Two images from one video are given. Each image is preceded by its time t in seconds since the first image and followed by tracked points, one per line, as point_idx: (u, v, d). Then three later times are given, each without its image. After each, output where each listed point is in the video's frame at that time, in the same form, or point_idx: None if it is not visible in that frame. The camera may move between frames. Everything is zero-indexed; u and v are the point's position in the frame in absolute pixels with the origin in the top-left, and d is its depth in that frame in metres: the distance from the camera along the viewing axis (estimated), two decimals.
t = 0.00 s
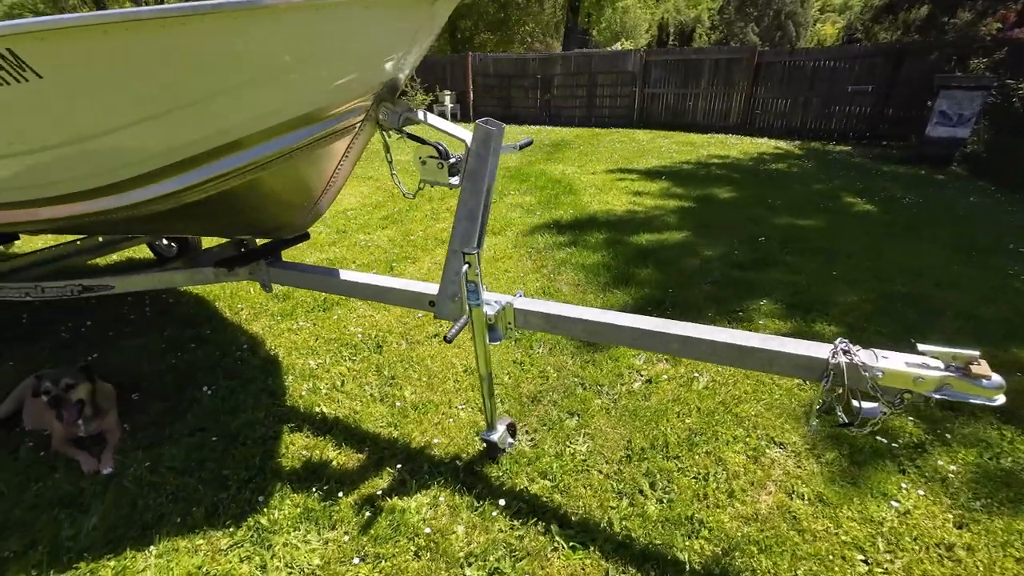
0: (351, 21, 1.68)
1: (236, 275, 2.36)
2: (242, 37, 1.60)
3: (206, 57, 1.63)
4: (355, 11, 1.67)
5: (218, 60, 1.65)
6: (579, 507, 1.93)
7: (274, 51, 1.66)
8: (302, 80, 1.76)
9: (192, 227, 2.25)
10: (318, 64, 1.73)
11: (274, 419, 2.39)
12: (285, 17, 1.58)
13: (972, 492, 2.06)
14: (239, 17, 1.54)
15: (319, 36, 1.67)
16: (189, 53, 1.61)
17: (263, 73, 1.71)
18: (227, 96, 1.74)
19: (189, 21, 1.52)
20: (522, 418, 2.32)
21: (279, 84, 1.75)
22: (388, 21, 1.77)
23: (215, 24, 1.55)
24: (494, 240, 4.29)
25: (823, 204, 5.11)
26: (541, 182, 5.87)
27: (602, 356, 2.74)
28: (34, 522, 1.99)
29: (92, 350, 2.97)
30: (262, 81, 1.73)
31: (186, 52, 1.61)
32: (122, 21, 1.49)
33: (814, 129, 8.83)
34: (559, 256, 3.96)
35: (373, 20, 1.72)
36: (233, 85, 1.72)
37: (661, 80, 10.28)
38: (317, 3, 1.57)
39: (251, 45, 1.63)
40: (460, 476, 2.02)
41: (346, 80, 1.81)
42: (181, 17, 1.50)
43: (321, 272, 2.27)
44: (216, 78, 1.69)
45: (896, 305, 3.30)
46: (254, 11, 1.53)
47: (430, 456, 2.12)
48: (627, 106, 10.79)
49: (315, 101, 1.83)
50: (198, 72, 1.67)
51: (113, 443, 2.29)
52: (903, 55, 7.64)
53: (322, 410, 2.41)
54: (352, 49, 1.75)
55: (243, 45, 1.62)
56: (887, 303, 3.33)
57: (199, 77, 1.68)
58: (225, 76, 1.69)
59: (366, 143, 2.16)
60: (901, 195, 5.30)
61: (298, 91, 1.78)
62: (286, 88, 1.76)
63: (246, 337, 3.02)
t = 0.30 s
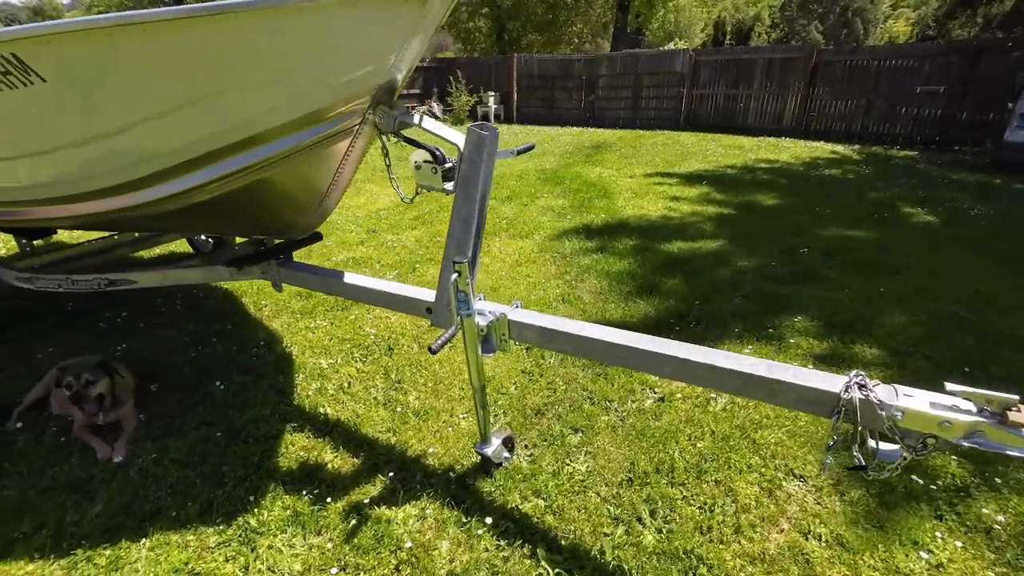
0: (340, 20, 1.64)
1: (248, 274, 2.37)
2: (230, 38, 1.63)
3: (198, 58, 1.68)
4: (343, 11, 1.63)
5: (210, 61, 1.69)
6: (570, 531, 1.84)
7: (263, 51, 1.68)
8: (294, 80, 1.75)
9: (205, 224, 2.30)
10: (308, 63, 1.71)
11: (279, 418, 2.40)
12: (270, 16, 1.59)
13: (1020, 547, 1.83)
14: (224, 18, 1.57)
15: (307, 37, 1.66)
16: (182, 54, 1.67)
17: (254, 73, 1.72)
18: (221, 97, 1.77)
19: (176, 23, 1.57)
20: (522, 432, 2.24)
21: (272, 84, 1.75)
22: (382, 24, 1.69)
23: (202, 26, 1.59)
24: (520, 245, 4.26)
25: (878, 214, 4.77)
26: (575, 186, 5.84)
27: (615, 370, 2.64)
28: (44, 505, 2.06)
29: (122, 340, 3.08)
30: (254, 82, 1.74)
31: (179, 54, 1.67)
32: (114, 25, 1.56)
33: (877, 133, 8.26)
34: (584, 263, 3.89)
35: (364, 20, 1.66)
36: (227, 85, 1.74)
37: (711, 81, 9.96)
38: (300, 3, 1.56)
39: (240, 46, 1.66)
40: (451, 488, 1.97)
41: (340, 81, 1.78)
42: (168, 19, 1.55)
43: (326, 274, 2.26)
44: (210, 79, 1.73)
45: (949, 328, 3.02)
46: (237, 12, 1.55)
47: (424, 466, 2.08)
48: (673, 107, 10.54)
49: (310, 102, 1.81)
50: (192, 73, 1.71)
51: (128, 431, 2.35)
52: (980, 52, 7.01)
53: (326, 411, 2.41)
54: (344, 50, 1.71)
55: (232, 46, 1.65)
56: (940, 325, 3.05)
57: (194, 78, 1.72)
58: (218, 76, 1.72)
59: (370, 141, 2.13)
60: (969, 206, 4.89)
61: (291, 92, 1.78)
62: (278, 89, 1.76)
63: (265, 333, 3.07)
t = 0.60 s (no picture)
0: (337, 32, 1.63)
1: (271, 270, 2.46)
2: (234, 48, 1.70)
3: (209, 67, 1.76)
4: (339, 24, 1.61)
5: (219, 70, 1.76)
6: (563, 543, 1.81)
7: (266, 61, 1.72)
8: (297, 90, 1.77)
9: (232, 221, 2.40)
10: (309, 72, 1.72)
11: (294, 410, 2.48)
12: (269, 28, 1.63)
13: None
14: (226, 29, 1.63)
15: (306, 48, 1.68)
16: (194, 64, 1.76)
17: (260, 81, 1.77)
18: (231, 103, 1.84)
19: (184, 34, 1.66)
20: (526, 439, 2.24)
21: (276, 92, 1.79)
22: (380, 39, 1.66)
23: (209, 36, 1.67)
24: (548, 250, 4.26)
25: (933, 228, 4.51)
26: (611, 191, 5.78)
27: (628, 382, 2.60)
28: (75, 479, 2.14)
29: (163, 328, 3.23)
30: (260, 91, 1.79)
31: (192, 63, 1.76)
32: (132, 37, 1.67)
33: (945, 138, 7.76)
34: (611, 270, 3.84)
35: (361, 33, 1.63)
36: (235, 92, 1.81)
37: (764, 82, 9.69)
38: (294, 15, 1.57)
39: (244, 56, 1.72)
40: (449, 491, 1.98)
41: (341, 93, 1.76)
42: (177, 30, 1.65)
43: (341, 274, 2.32)
44: (219, 86, 1.80)
45: (999, 353, 2.82)
46: (236, 23, 1.61)
47: (425, 466, 2.10)
48: (723, 111, 10.26)
49: (314, 112, 1.82)
50: (204, 81, 1.80)
51: (159, 414, 2.42)
52: None
53: (339, 406, 2.47)
54: (343, 61, 1.69)
55: (238, 55, 1.71)
56: (988, 349, 2.86)
57: (206, 86, 1.81)
58: (226, 84, 1.79)
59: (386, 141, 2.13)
60: None
61: (294, 101, 1.80)
62: (283, 98, 1.80)
63: (291, 327, 3.18)
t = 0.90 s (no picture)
0: (357, 32, 1.71)
1: (301, 258, 2.57)
2: (264, 48, 1.81)
3: (243, 65, 1.88)
4: (358, 24, 1.69)
5: (252, 68, 1.88)
6: (557, 535, 1.85)
7: (294, 60, 1.83)
8: (322, 87, 1.87)
9: (268, 209, 2.54)
10: (332, 70, 1.81)
11: (316, 390, 2.60)
12: (294, 28, 1.73)
13: None
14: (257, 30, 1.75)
15: (330, 47, 1.77)
16: (231, 62, 1.89)
17: (288, 79, 1.88)
18: (262, 99, 1.96)
19: (221, 34, 1.79)
20: (531, 433, 2.28)
21: (302, 89, 1.89)
22: (398, 39, 1.72)
23: (240, 37, 1.79)
24: (577, 251, 4.28)
25: (987, 243, 4.27)
26: (648, 194, 5.74)
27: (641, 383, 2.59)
28: (118, 440, 2.28)
29: (208, 307, 3.37)
30: (288, 88, 1.90)
31: (228, 61, 1.89)
32: (174, 37, 1.82)
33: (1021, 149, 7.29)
34: (638, 272, 3.82)
35: (379, 33, 1.71)
36: (266, 89, 1.92)
37: (821, 87, 9.34)
38: (317, 16, 1.67)
39: (274, 55, 1.83)
40: (452, 476, 2.05)
41: (363, 89, 1.85)
42: (215, 31, 1.78)
43: (363, 264, 2.43)
44: (252, 83, 1.92)
45: None
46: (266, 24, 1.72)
47: (432, 451, 2.18)
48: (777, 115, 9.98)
49: (338, 107, 1.91)
50: (239, 78, 1.92)
51: (195, 386, 2.56)
52: None
53: (357, 390, 2.59)
54: (361, 59, 1.78)
55: (268, 54, 1.83)
56: None
57: (240, 83, 1.94)
58: (259, 81, 1.91)
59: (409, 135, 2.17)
60: None
61: (320, 97, 1.90)
62: (310, 94, 1.90)
63: (321, 313, 3.32)
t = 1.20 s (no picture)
0: (392, 41, 1.81)
1: (336, 251, 2.73)
2: (308, 54, 1.94)
3: (289, 69, 2.02)
4: (392, 34, 1.78)
5: (297, 72, 2.02)
6: (558, 526, 1.88)
7: (334, 65, 1.94)
8: (358, 90, 1.98)
9: (310, 203, 2.71)
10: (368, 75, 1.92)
11: (344, 375, 2.73)
12: (334, 37, 1.84)
13: None
14: (300, 40, 1.87)
15: (366, 55, 1.87)
16: (278, 67, 2.03)
17: (325, 84, 2.01)
18: (306, 101, 2.09)
19: (269, 42, 1.93)
20: (543, 428, 2.34)
21: (338, 93, 2.02)
22: (428, 47, 1.80)
23: (283, 45, 1.93)
24: (608, 255, 4.31)
25: None
26: (686, 200, 5.70)
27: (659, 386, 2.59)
28: (166, 409, 2.47)
29: (252, 292, 3.55)
30: (329, 90, 2.02)
31: (275, 67, 2.03)
32: (225, 45, 1.99)
33: None
34: (668, 278, 3.81)
35: (411, 41, 1.79)
36: (309, 92, 2.06)
37: (883, 94, 8.90)
38: (353, 27, 1.77)
39: (316, 61, 1.95)
40: (464, 463, 2.14)
41: (396, 92, 1.94)
42: (264, 39, 1.92)
43: (393, 258, 2.55)
44: (296, 86, 2.06)
45: None
46: (309, 33, 1.84)
47: (447, 439, 2.28)
48: (834, 122, 9.58)
49: (375, 107, 2.02)
50: (285, 81, 2.06)
51: (234, 365, 2.74)
52: None
53: (382, 377, 2.72)
54: (391, 67, 1.88)
55: (310, 60, 1.95)
56: None
57: (287, 86, 2.07)
58: (302, 84, 2.04)
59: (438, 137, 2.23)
60: None
61: (357, 98, 2.01)
62: (347, 95, 2.02)
63: (355, 303, 3.47)
